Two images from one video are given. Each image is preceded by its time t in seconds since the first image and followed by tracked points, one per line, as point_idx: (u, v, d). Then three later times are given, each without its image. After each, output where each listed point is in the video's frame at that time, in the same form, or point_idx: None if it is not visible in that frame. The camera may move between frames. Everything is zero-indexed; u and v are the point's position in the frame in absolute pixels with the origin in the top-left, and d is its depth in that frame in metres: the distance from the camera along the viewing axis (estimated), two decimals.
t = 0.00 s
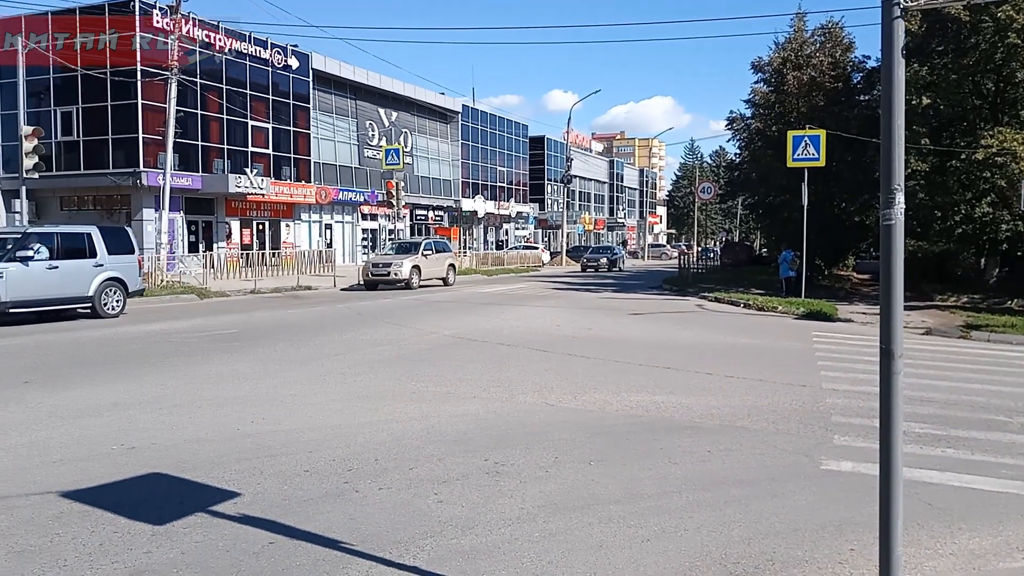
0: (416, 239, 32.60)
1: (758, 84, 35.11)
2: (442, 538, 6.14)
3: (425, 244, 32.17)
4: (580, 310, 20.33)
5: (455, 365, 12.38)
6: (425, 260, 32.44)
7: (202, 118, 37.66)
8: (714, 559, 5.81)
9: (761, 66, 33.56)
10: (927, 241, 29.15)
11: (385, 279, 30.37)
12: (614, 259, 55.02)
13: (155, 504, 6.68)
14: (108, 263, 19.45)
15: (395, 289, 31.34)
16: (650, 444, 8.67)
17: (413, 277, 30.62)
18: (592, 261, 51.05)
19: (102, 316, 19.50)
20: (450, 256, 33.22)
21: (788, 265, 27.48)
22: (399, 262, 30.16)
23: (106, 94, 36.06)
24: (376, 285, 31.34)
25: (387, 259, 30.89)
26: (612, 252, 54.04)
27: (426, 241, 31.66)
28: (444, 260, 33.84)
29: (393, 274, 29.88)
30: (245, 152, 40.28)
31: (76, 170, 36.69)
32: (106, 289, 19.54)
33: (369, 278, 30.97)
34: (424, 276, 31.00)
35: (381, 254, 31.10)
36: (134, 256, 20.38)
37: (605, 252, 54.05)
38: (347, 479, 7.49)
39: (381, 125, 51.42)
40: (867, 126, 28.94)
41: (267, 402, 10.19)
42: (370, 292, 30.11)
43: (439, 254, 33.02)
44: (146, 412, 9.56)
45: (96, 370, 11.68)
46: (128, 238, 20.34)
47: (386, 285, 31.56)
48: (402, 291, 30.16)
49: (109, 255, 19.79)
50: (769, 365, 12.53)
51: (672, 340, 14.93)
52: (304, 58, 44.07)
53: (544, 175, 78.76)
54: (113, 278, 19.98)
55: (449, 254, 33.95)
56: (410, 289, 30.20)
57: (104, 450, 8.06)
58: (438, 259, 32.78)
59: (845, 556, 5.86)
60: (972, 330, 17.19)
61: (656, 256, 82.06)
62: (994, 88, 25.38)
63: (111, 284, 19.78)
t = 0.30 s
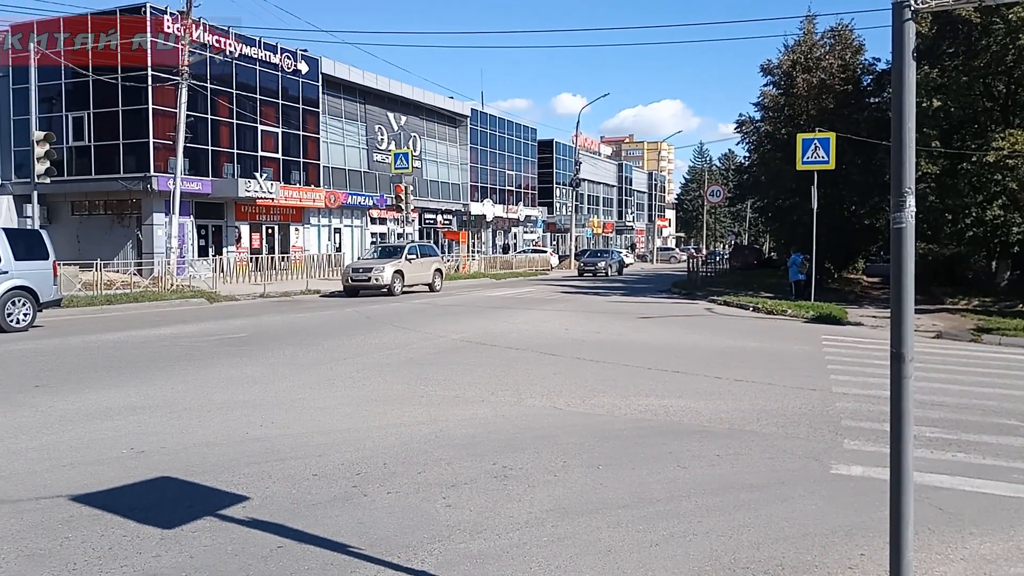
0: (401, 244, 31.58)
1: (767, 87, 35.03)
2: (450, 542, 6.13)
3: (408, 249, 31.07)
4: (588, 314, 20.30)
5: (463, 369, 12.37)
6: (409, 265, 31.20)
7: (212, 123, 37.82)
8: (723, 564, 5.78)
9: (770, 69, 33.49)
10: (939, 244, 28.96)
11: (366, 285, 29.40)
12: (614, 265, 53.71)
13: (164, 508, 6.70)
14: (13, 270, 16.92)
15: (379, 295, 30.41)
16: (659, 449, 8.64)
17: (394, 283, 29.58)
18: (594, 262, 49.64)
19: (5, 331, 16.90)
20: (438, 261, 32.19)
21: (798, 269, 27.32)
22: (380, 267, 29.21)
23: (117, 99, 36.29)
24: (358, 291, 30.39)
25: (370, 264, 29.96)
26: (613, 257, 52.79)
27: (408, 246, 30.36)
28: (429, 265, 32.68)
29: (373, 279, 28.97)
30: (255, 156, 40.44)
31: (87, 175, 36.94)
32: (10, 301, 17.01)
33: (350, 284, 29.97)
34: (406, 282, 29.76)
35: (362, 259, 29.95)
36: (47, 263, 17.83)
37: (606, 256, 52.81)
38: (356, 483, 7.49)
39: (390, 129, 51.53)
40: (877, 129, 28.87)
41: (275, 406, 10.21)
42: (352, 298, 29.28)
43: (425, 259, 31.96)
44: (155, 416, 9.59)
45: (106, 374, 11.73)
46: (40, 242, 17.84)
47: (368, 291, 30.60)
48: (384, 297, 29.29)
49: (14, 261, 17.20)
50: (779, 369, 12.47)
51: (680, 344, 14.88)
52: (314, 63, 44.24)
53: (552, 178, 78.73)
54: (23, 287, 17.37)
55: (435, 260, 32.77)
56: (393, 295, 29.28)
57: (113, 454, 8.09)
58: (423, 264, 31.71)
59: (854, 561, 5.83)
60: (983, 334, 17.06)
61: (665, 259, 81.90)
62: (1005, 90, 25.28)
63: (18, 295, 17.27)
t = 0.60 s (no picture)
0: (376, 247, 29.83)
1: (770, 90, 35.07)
2: (454, 546, 6.13)
3: (383, 253, 29.28)
4: (592, 317, 20.28)
5: (466, 373, 12.37)
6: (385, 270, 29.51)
7: (215, 128, 37.92)
8: (726, 568, 5.77)
9: (772, 72, 33.52)
10: (942, 246, 28.90)
11: (335, 291, 27.63)
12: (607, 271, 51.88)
13: (167, 513, 6.71)
14: None
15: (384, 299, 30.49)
16: (662, 452, 8.63)
17: (365, 290, 27.80)
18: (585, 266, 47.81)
19: None
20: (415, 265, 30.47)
21: (801, 271, 27.28)
22: (351, 272, 27.48)
23: (121, 104, 36.40)
24: (328, 298, 28.64)
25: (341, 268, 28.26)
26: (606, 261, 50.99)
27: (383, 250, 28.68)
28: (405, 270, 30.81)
29: (343, 286, 27.21)
30: (258, 161, 40.52)
31: (91, 181, 37.05)
32: None
33: (318, 290, 28.17)
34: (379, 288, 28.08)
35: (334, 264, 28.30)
36: None
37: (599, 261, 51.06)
38: (359, 488, 7.49)
39: (393, 134, 51.60)
40: (879, 132, 28.87)
41: (279, 411, 10.22)
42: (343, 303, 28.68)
43: (402, 263, 30.22)
44: (158, 421, 9.60)
45: (110, 379, 11.74)
46: None
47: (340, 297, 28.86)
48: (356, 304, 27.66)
49: None
50: (782, 372, 12.45)
51: (684, 348, 14.86)
52: (316, 68, 44.33)
53: (555, 182, 78.75)
54: None
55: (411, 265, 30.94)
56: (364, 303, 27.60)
57: (117, 459, 8.10)
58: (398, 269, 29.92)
59: (859, 565, 5.81)
60: (987, 336, 17.01)
61: (668, 262, 81.83)
62: (1007, 92, 25.18)
63: None
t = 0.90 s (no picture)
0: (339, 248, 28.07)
1: (767, 92, 35.13)
2: (449, 547, 6.13)
3: (346, 254, 27.57)
4: (589, 319, 20.28)
5: (463, 375, 12.37)
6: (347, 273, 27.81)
7: (213, 129, 37.91)
8: (722, 570, 5.77)
9: (770, 75, 33.55)
10: (938, 249, 28.91)
11: (293, 295, 25.97)
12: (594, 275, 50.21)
13: (162, 514, 6.70)
14: None
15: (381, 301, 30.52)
16: (659, 455, 8.62)
17: (324, 295, 26.12)
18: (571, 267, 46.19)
19: None
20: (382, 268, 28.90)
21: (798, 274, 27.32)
22: (310, 276, 25.83)
23: (119, 105, 36.38)
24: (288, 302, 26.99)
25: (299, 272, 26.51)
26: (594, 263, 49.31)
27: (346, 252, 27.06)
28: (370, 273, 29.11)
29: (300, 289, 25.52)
30: (256, 162, 40.50)
31: (88, 181, 37.01)
32: None
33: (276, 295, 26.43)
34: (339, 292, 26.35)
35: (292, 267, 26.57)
36: None
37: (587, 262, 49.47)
38: (355, 489, 7.49)
39: (391, 136, 51.61)
40: (877, 135, 28.85)
41: (275, 412, 10.21)
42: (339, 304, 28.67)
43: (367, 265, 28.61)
44: (154, 422, 9.59)
45: (106, 380, 11.72)
46: None
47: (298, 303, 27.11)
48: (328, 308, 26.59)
49: None
50: (779, 375, 12.46)
51: (680, 350, 14.86)
52: (315, 69, 44.33)
53: (553, 184, 78.79)
54: None
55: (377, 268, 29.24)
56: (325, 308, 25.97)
57: (112, 460, 8.09)
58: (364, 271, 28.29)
59: (854, 568, 5.81)
60: (983, 339, 17.04)
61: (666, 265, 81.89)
62: (1005, 95, 25.20)
63: None
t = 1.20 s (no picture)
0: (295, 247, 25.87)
1: (763, 93, 35.22)
2: (445, 547, 6.13)
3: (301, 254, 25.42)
4: (584, 319, 20.29)
5: (459, 375, 12.36)
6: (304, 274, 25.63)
7: (208, 129, 37.84)
8: (718, 570, 5.78)
9: (765, 75, 33.65)
10: (933, 250, 28.96)
11: (242, 299, 23.86)
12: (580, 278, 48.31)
13: (158, 514, 6.69)
14: None
15: (377, 301, 30.52)
16: (655, 455, 8.64)
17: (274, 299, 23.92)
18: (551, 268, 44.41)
19: None
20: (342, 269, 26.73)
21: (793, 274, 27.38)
22: (258, 277, 23.70)
23: (114, 105, 36.30)
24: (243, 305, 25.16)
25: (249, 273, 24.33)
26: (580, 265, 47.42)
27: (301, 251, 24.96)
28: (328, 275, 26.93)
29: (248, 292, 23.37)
30: (252, 162, 40.45)
31: (83, 181, 36.92)
32: None
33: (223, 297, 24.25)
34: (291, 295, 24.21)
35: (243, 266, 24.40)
36: None
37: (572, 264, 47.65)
38: (351, 489, 7.48)
39: (386, 136, 51.58)
40: (872, 135, 28.80)
41: (271, 412, 10.20)
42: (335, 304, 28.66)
43: (324, 267, 26.41)
44: (149, 422, 9.57)
45: (101, 380, 11.69)
46: None
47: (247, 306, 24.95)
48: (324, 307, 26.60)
49: None
50: (774, 375, 12.49)
51: (677, 350, 14.86)
52: (310, 69, 44.28)
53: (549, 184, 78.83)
54: None
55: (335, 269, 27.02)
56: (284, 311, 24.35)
57: (107, 461, 8.07)
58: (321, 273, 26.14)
59: (850, 567, 5.83)
60: (978, 340, 17.08)
61: (661, 265, 81.96)
62: (999, 96, 25.21)
63: None
